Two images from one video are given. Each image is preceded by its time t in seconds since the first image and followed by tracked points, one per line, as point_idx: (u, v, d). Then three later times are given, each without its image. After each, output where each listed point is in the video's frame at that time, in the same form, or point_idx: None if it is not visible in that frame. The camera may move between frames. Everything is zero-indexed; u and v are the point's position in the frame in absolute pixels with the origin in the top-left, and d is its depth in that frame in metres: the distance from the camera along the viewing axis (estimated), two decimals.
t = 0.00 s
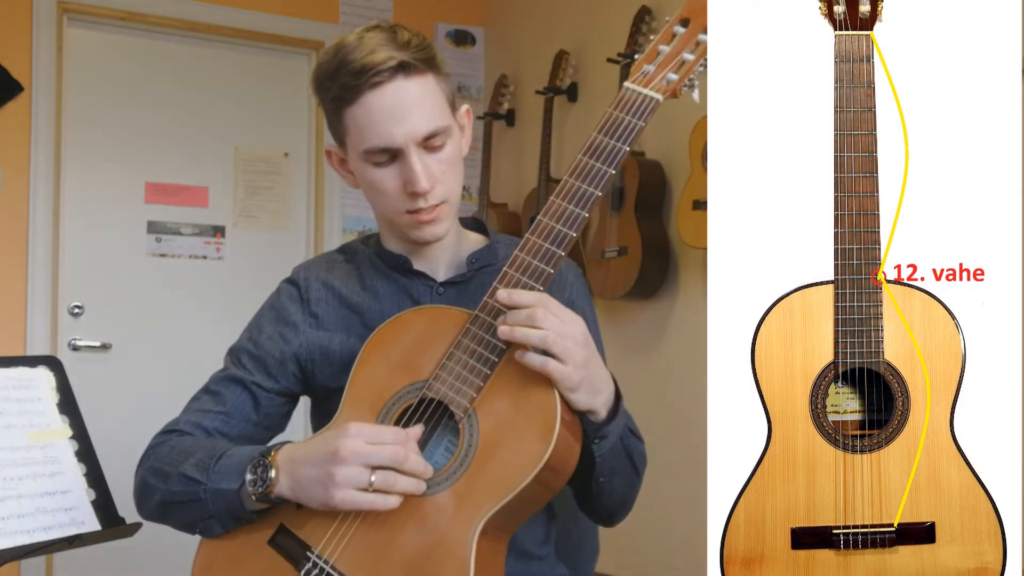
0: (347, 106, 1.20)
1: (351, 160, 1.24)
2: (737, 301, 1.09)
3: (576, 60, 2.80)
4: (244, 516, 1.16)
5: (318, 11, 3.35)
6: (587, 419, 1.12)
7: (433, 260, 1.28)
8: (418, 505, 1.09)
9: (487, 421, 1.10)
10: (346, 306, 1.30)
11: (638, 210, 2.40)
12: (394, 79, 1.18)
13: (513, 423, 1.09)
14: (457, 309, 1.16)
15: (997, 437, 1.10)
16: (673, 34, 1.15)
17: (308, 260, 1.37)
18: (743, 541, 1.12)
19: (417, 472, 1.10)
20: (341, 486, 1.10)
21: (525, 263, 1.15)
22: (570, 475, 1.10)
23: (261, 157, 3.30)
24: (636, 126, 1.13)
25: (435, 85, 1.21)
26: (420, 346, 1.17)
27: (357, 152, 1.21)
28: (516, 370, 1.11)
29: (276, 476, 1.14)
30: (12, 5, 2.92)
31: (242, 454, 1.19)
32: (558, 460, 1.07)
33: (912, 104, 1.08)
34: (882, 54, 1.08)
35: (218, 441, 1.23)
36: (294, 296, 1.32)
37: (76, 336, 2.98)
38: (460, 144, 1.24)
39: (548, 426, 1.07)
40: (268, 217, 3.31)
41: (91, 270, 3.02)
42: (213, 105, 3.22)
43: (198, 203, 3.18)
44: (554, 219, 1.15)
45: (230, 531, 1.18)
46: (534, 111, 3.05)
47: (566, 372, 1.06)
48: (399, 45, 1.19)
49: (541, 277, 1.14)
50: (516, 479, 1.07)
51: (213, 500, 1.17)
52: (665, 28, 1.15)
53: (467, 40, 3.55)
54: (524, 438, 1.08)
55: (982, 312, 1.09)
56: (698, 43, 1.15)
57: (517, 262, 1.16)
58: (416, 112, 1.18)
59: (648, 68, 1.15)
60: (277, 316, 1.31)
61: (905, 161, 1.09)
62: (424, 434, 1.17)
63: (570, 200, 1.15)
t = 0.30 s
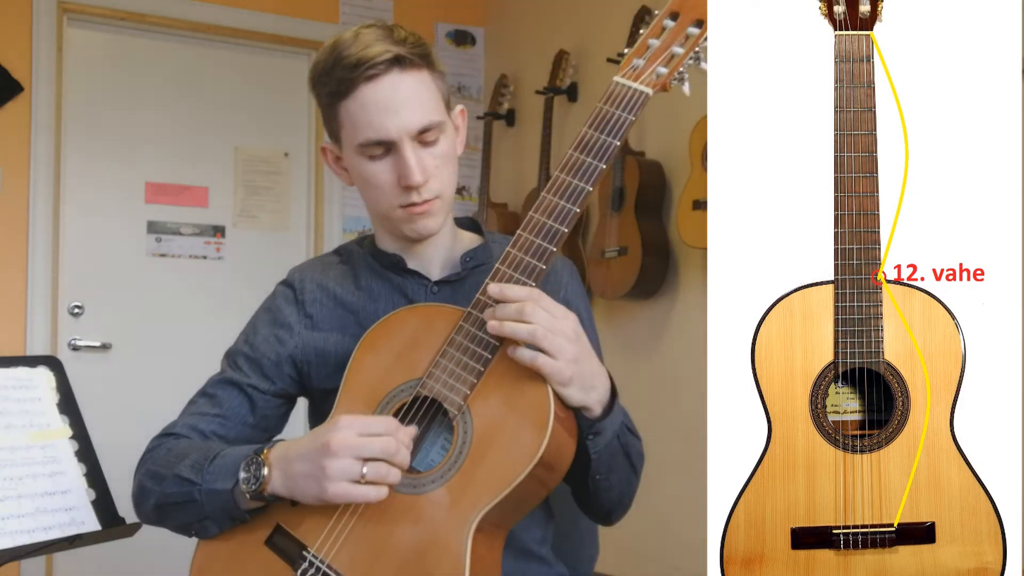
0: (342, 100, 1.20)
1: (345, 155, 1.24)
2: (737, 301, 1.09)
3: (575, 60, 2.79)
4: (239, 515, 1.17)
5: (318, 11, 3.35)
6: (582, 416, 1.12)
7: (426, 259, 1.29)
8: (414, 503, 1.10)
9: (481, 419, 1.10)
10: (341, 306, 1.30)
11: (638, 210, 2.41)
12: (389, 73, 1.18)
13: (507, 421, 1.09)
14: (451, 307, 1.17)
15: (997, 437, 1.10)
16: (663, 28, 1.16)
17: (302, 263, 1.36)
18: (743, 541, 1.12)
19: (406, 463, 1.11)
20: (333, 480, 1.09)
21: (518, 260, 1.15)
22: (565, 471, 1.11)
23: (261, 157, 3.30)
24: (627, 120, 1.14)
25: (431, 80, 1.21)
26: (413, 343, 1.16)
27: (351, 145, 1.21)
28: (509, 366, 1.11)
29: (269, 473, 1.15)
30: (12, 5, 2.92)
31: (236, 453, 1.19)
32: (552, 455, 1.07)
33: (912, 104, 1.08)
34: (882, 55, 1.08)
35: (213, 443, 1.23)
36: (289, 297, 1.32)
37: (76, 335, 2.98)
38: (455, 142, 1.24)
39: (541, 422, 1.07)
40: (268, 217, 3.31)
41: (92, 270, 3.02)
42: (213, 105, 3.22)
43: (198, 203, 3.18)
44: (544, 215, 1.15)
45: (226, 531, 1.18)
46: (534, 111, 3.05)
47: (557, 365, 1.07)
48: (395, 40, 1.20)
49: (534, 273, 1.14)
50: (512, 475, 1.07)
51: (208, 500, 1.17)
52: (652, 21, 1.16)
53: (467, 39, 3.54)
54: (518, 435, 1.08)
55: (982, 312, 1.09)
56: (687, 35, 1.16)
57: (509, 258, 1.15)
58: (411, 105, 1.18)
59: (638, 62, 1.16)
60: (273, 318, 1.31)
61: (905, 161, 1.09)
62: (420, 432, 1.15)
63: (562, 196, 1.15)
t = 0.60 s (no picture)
0: (343, 81, 1.23)
1: (343, 139, 1.25)
2: (737, 301, 1.09)
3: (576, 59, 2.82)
4: (234, 514, 1.17)
5: (318, 11, 3.35)
6: (578, 414, 1.12)
7: (421, 252, 1.29)
8: (410, 502, 1.10)
9: (476, 417, 1.10)
10: (338, 305, 1.30)
11: (638, 210, 2.41)
12: (389, 57, 1.20)
13: (503, 419, 1.09)
14: (446, 306, 1.16)
15: (997, 437, 1.10)
16: (656, 25, 1.16)
17: (302, 263, 1.36)
18: (743, 541, 1.12)
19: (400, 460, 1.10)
20: (329, 481, 1.09)
21: (513, 258, 1.15)
22: (561, 469, 1.11)
23: (261, 157, 3.28)
24: (621, 117, 1.14)
25: (433, 71, 1.22)
26: (410, 342, 1.16)
27: (349, 127, 1.23)
28: (504, 364, 1.11)
29: (262, 473, 1.14)
30: (12, 5, 2.92)
31: (231, 452, 1.19)
32: (548, 454, 1.08)
33: (912, 104, 1.09)
34: (882, 55, 1.08)
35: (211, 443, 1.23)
36: (288, 296, 1.32)
37: (76, 335, 2.99)
38: (455, 136, 1.24)
39: (537, 420, 1.07)
40: (268, 216, 3.30)
41: (91, 270, 3.02)
42: (213, 104, 3.22)
43: (197, 203, 3.18)
44: (539, 213, 1.15)
45: (221, 530, 1.18)
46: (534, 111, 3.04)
47: (549, 362, 1.07)
48: (401, 28, 1.22)
49: (529, 271, 1.14)
50: (508, 473, 1.07)
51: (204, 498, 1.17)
52: (647, 19, 1.17)
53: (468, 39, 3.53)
54: (514, 434, 1.08)
55: (982, 312, 1.09)
56: (682, 31, 1.17)
57: (504, 256, 1.15)
58: (407, 90, 1.20)
59: (632, 58, 1.16)
60: (271, 317, 1.30)
61: (905, 161, 1.09)
62: (416, 431, 1.14)
63: (556, 193, 1.15)
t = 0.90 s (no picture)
0: (355, 70, 1.24)
1: (351, 129, 1.26)
2: (738, 301, 1.09)
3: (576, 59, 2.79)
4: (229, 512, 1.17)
5: (318, 11, 3.35)
6: (577, 411, 1.13)
7: (421, 249, 1.28)
8: (408, 500, 1.09)
9: (473, 415, 1.10)
10: (338, 303, 1.30)
11: (638, 209, 2.40)
12: (402, 49, 1.22)
13: (500, 416, 1.09)
14: (443, 304, 1.17)
15: (997, 438, 1.10)
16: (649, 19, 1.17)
17: (305, 262, 1.36)
18: (743, 541, 1.12)
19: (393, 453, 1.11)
20: (322, 476, 1.09)
21: (508, 255, 1.14)
22: (559, 467, 1.11)
23: (262, 156, 3.29)
24: (614, 112, 1.14)
25: (444, 67, 1.24)
26: (406, 341, 1.16)
27: (357, 115, 1.25)
28: (499, 360, 1.11)
29: (255, 470, 1.15)
30: (12, 5, 2.92)
31: (227, 449, 1.20)
32: (544, 451, 1.08)
33: (913, 104, 1.09)
34: (882, 55, 1.08)
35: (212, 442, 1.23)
36: (289, 295, 1.32)
37: (76, 336, 2.98)
38: (460, 134, 1.25)
39: (533, 417, 1.07)
40: (268, 216, 3.30)
41: (92, 270, 3.02)
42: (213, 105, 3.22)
43: (197, 202, 3.17)
44: (534, 209, 1.15)
45: (217, 528, 1.18)
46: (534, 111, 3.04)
47: (538, 356, 1.07)
48: (416, 25, 1.24)
49: (523, 268, 1.13)
50: (505, 471, 1.07)
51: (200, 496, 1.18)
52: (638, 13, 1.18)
53: (468, 38, 3.52)
54: (511, 431, 1.08)
55: (982, 312, 1.09)
56: (675, 26, 1.17)
57: (499, 253, 1.15)
58: (417, 81, 1.22)
59: (625, 53, 1.17)
60: (271, 316, 1.31)
61: (905, 161, 1.09)
62: (415, 429, 1.15)
63: (551, 189, 1.15)
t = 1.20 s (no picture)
0: (363, 66, 1.25)
1: (357, 125, 1.26)
2: (738, 299, 1.09)
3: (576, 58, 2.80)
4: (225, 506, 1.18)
5: (318, 11, 3.34)
6: (578, 411, 1.12)
7: (423, 247, 1.28)
8: (409, 500, 1.09)
9: (475, 415, 1.10)
10: (338, 302, 1.30)
11: (638, 211, 2.43)
12: (411, 47, 1.22)
13: (502, 417, 1.09)
14: (444, 304, 1.16)
15: (997, 438, 1.10)
16: (652, 20, 1.18)
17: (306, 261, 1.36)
18: (743, 541, 1.12)
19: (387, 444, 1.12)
20: (315, 464, 1.11)
21: (510, 256, 1.14)
22: (559, 468, 1.11)
23: (261, 157, 3.24)
24: (616, 114, 1.15)
25: (452, 67, 1.24)
26: (406, 340, 1.16)
27: (363, 110, 1.25)
28: (501, 360, 1.11)
29: (249, 459, 1.16)
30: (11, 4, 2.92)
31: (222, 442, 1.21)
32: (545, 453, 1.08)
33: (913, 104, 1.09)
34: (882, 54, 1.08)
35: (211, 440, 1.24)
36: (290, 294, 1.32)
37: (76, 336, 3.00)
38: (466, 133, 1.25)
39: (534, 419, 1.07)
40: (268, 217, 3.28)
41: (92, 270, 3.02)
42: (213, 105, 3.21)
43: (198, 203, 3.14)
44: (536, 210, 1.14)
45: (214, 523, 1.19)
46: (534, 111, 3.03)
47: (536, 355, 1.08)
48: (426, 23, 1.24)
49: (526, 268, 1.13)
50: (506, 472, 1.07)
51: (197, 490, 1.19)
52: (641, 14, 1.19)
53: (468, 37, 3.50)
54: (513, 431, 1.08)
55: (981, 312, 1.09)
56: (677, 26, 1.18)
57: (501, 254, 1.14)
58: (424, 79, 1.22)
59: (628, 54, 1.17)
60: (272, 316, 1.31)
61: (905, 161, 1.09)
62: (415, 430, 1.15)
63: (553, 190, 1.14)
